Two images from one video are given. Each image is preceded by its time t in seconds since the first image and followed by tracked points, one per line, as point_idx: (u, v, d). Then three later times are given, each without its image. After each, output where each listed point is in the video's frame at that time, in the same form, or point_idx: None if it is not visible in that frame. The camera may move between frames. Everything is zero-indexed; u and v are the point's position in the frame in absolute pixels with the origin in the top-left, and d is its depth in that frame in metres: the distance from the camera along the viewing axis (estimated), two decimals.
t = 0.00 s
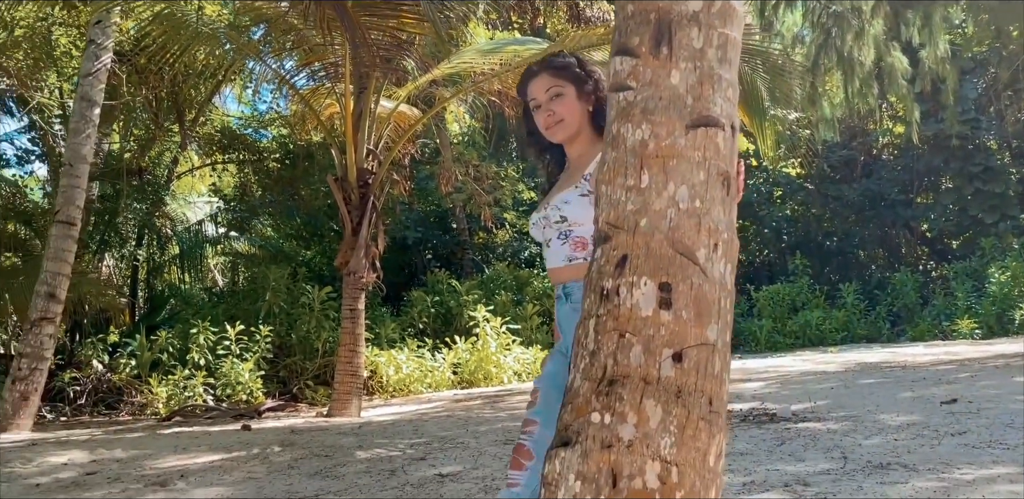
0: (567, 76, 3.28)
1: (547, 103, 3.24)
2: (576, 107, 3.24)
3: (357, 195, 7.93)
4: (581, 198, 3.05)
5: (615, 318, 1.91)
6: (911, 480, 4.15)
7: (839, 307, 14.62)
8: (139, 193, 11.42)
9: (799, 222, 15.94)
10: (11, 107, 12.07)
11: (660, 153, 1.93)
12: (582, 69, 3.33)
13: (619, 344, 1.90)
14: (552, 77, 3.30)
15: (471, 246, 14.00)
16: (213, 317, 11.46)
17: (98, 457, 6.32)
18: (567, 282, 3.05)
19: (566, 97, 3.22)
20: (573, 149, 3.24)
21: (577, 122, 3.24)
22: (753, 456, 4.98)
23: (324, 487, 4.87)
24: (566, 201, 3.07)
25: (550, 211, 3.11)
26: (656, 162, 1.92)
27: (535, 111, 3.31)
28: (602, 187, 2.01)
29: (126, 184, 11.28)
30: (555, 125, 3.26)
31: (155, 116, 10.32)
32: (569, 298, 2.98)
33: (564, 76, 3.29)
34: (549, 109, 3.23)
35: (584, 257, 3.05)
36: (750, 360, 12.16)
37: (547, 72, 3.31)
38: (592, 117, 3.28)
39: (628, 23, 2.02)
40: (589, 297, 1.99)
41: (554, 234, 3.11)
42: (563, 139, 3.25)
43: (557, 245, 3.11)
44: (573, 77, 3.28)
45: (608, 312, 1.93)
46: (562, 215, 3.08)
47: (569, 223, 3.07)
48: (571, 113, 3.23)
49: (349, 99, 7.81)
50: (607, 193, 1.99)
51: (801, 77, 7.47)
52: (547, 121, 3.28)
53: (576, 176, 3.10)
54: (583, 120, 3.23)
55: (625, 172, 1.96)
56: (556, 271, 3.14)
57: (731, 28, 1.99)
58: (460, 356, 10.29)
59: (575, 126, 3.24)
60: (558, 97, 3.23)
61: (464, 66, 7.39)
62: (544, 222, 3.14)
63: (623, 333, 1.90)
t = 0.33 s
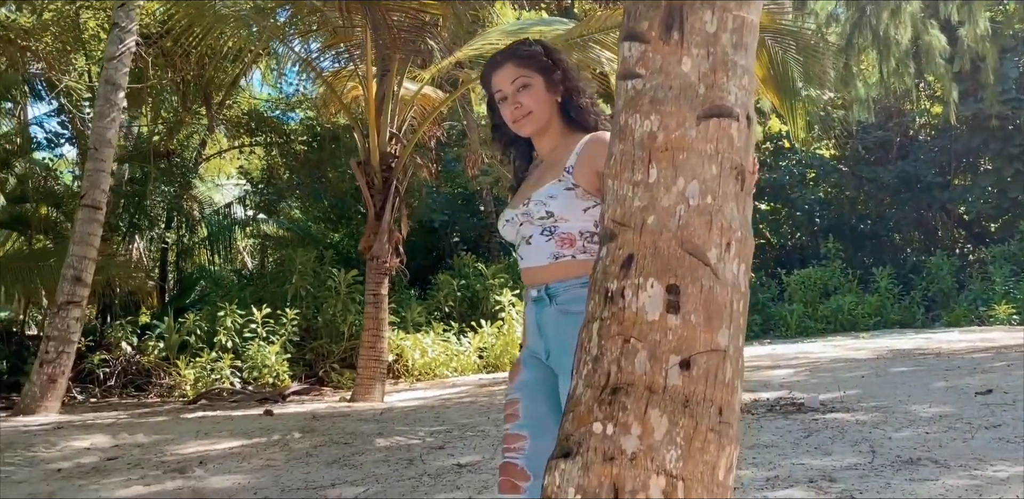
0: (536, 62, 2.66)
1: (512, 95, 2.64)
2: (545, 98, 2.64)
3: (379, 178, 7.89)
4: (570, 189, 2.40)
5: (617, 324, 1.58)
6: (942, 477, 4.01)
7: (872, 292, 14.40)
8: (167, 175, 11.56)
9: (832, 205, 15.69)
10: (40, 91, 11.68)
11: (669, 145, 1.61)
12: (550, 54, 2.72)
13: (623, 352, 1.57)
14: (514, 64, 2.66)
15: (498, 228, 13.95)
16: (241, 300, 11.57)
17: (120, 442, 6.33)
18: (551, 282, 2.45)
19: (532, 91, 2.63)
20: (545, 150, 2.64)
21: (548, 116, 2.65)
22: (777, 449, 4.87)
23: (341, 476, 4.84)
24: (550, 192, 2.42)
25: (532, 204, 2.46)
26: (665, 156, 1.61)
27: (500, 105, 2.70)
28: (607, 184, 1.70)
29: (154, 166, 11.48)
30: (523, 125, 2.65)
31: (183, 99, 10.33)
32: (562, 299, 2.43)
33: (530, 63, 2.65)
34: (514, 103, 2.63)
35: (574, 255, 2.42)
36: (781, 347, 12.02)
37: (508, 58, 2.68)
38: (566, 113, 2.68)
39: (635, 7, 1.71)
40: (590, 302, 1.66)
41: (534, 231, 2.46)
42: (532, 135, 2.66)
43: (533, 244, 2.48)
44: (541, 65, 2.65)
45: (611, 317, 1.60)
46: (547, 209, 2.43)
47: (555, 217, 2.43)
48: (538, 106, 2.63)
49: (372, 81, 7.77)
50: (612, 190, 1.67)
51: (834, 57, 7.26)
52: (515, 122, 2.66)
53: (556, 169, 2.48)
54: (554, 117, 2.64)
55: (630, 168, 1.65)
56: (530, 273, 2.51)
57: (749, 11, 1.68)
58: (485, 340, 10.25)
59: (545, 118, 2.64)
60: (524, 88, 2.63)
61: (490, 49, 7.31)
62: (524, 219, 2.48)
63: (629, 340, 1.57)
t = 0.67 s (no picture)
0: (527, 63, 2.29)
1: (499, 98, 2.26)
2: (535, 104, 2.27)
3: (426, 149, 7.86)
4: (572, 195, 2.04)
5: (642, 354, 1.52)
6: (997, 473, 3.87)
7: (936, 260, 14.03)
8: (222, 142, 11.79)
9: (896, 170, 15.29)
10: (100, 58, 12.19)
11: (700, 165, 1.52)
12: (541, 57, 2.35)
13: (647, 386, 1.51)
14: (504, 63, 2.28)
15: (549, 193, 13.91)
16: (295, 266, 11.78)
17: (174, 412, 6.41)
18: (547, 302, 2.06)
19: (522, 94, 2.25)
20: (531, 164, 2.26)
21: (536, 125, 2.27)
22: (828, 436, 4.75)
23: (385, 455, 4.85)
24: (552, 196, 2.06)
25: (529, 209, 2.08)
26: (696, 176, 1.52)
27: (483, 109, 2.31)
28: (636, 202, 1.62)
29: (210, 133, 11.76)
30: (507, 134, 2.27)
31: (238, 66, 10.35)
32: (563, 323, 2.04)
33: (522, 65, 2.28)
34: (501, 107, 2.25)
35: (574, 270, 2.05)
36: (838, 317, 11.80)
37: (496, 56, 2.30)
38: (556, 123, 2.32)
39: (668, 14, 1.61)
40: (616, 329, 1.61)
41: (530, 239, 2.09)
42: (518, 145, 2.28)
43: (527, 255, 2.10)
44: (531, 69, 2.29)
45: (636, 347, 1.54)
46: (548, 215, 2.06)
47: (555, 224, 2.05)
48: (528, 112, 2.26)
49: (418, 51, 7.76)
50: (641, 209, 1.59)
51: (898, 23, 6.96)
52: (499, 133, 2.29)
53: (550, 177, 2.11)
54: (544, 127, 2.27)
55: (660, 187, 1.57)
56: (519, 289, 2.12)
57: (790, 17, 1.56)
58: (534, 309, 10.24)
59: (533, 129, 2.27)
60: (512, 91, 2.26)
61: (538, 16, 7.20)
62: (518, 227, 2.10)
63: (654, 372, 1.51)
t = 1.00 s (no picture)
0: (545, 111, 2.13)
1: (517, 135, 2.06)
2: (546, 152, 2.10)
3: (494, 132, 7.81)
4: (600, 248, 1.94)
5: (677, 453, 1.50)
6: None
7: None
8: (300, 116, 12.30)
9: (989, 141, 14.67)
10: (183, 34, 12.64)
11: (742, 258, 1.44)
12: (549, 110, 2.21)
13: (681, 487, 1.49)
14: (527, 102, 2.10)
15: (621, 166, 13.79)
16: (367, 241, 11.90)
17: (244, 397, 6.51)
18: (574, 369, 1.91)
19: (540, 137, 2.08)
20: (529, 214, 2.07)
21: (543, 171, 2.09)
22: (898, 451, 4.61)
23: (445, 453, 4.87)
24: (584, 249, 1.93)
25: (562, 259, 1.92)
26: (737, 269, 1.44)
27: (488, 142, 2.09)
28: (677, 286, 1.54)
29: (286, 107, 12.26)
30: (509, 176, 2.07)
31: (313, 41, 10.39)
32: (591, 389, 1.90)
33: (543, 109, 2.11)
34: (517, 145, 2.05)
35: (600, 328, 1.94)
36: (919, 302, 11.46)
37: (515, 93, 2.11)
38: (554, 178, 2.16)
39: (714, 89, 1.52)
40: (653, 419, 1.56)
41: (557, 292, 1.92)
42: (519, 189, 2.08)
43: (552, 309, 1.93)
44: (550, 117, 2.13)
45: (672, 443, 1.50)
46: (582, 268, 1.92)
47: (589, 278, 1.92)
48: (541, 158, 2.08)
49: (487, 32, 7.86)
50: (681, 297, 1.52)
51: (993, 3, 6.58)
52: (501, 173, 2.08)
53: (569, 228, 1.97)
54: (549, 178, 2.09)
55: (700, 275, 1.49)
56: (540, 347, 1.93)
57: (844, 95, 1.45)
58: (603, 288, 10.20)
59: (539, 177, 2.09)
60: (531, 134, 2.07)
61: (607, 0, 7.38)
62: (545, 279, 1.93)
63: (688, 473, 1.48)
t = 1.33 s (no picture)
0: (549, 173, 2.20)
1: (534, 192, 2.09)
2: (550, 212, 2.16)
3: (541, 125, 7.81)
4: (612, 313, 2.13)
5: None
6: None
7: None
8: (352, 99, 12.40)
9: None
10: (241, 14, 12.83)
11: (736, 345, 1.44)
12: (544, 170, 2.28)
13: None
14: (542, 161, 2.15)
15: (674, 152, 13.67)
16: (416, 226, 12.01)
17: (287, 387, 6.64)
18: (600, 428, 2.05)
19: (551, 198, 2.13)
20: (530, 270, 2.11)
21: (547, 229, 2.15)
22: (933, 476, 4.55)
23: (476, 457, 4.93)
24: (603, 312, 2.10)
25: (599, 320, 2.06)
26: (731, 357, 1.45)
27: (502, 193, 2.11)
28: (673, 365, 1.56)
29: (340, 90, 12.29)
30: (518, 230, 2.10)
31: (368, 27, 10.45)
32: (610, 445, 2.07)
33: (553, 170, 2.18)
34: (534, 201, 2.09)
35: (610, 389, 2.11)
36: (974, 303, 11.21)
37: (530, 150, 2.15)
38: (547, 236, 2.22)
39: (716, 171, 1.52)
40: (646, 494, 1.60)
41: (589, 352, 2.05)
42: (523, 244, 2.11)
43: (587, 370, 2.04)
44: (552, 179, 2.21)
45: None
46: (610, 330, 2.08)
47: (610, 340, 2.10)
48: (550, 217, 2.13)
49: (537, 25, 7.81)
50: (676, 377, 1.54)
51: None
52: (510, 225, 2.10)
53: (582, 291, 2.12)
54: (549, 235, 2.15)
55: (694, 359, 1.50)
56: (577, 408, 2.01)
57: (846, 184, 1.44)
58: (649, 280, 10.17)
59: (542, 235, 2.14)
60: (543, 192, 2.12)
61: None
62: (585, 339, 2.03)
63: None
